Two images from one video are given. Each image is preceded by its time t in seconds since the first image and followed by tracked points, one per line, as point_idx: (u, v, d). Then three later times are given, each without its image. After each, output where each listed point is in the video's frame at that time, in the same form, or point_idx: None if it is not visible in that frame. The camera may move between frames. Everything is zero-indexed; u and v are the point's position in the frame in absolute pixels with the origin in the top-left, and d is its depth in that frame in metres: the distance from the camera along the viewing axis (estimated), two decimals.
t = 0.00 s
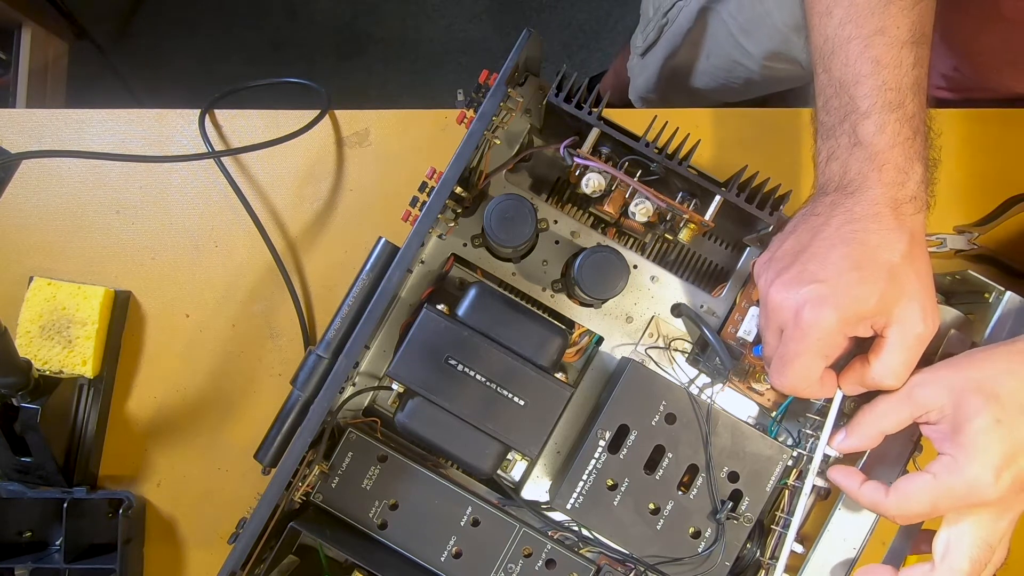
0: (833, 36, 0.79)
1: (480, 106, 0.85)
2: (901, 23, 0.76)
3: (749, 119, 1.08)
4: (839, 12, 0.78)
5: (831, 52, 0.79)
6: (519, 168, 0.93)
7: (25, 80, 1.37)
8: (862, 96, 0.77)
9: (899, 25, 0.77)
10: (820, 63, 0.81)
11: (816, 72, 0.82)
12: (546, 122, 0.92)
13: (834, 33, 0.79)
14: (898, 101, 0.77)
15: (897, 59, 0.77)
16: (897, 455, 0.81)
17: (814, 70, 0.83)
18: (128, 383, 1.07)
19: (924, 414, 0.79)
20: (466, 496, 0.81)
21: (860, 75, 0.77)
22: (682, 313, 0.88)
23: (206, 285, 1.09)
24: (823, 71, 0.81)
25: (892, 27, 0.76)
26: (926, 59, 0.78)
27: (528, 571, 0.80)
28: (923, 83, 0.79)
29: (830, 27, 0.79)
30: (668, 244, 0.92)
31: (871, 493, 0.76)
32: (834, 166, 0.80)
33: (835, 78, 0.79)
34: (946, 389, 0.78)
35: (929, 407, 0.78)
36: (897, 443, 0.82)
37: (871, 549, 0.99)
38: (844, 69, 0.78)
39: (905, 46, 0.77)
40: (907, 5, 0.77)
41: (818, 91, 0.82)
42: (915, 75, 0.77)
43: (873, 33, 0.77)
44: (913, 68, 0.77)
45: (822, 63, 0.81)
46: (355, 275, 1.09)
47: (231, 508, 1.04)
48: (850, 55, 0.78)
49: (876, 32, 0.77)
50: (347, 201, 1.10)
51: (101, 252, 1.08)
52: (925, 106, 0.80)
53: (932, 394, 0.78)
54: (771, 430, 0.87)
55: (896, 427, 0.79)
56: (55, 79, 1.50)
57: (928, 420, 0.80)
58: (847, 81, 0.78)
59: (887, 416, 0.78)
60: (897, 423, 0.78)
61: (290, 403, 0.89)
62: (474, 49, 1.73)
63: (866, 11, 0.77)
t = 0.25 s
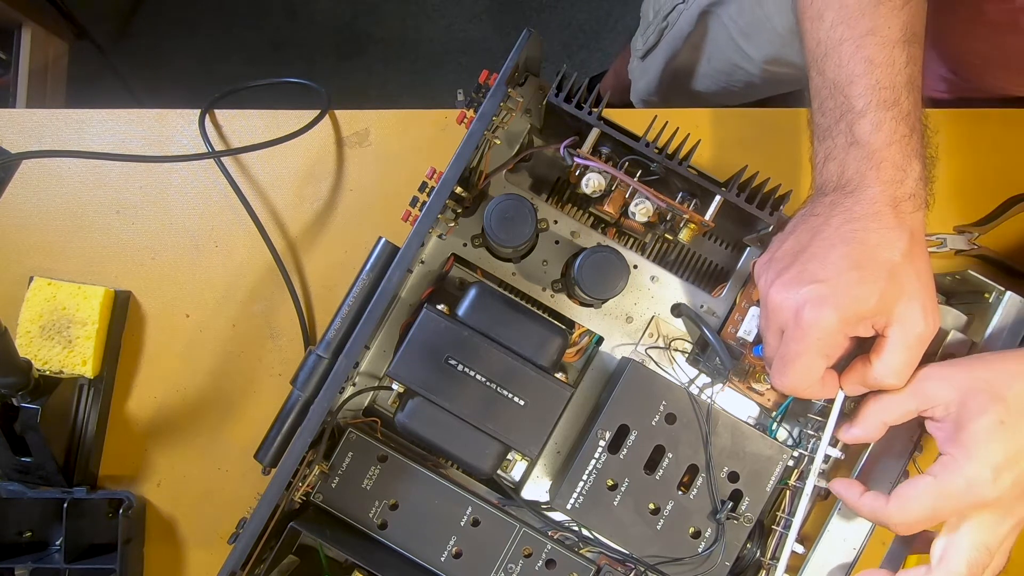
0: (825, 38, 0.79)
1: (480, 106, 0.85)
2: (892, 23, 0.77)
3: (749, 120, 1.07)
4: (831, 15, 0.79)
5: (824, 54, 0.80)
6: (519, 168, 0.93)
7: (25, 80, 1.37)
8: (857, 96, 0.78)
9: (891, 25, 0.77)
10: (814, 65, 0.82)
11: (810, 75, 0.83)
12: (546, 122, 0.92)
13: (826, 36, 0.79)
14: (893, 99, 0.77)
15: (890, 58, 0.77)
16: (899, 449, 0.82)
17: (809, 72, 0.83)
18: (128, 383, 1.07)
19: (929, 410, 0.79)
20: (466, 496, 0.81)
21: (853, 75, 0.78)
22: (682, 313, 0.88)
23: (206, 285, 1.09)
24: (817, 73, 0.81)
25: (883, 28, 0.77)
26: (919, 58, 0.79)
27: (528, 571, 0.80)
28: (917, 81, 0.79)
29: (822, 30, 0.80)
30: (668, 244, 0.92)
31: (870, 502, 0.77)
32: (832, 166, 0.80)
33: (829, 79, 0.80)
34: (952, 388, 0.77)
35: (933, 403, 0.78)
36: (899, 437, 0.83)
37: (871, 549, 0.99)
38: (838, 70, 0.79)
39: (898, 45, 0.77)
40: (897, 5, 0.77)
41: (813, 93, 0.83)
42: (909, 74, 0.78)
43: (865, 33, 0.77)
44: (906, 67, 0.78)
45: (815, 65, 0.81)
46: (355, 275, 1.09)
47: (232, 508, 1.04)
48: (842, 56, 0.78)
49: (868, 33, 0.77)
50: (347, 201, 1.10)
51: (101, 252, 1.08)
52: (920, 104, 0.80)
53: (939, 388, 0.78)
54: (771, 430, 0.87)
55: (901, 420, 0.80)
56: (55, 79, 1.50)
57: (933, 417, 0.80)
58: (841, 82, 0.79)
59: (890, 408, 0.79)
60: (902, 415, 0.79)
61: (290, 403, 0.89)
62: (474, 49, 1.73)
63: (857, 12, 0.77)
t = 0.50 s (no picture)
0: (812, 40, 0.80)
1: (480, 107, 0.85)
2: (879, 22, 0.77)
3: (750, 120, 1.07)
4: (817, 18, 0.79)
5: (812, 55, 0.80)
6: (519, 168, 0.93)
7: (25, 80, 1.37)
8: (846, 94, 0.78)
9: (877, 24, 0.77)
10: (803, 67, 0.82)
11: (800, 76, 0.83)
12: (547, 122, 0.92)
13: (813, 37, 0.80)
14: (883, 96, 0.77)
15: (878, 56, 0.77)
16: (898, 447, 0.82)
17: (799, 74, 0.83)
18: (128, 383, 1.07)
19: (921, 407, 0.80)
20: (466, 496, 0.81)
21: (842, 74, 0.78)
22: (682, 313, 0.88)
23: (206, 285, 1.09)
24: (806, 74, 0.82)
25: (869, 27, 0.77)
26: (907, 55, 0.79)
27: (528, 572, 0.80)
28: (907, 77, 0.79)
29: (809, 33, 0.80)
30: (668, 244, 0.92)
31: (858, 483, 0.78)
32: (825, 164, 0.80)
33: (818, 79, 0.80)
34: (941, 385, 0.78)
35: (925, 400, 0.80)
36: (899, 434, 0.83)
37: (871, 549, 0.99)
38: (826, 70, 0.79)
39: (884, 43, 0.77)
40: (882, 4, 0.78)
41: (804, 94, 0.83)
42: (897, 71, 0.78)
43: (851, 33, 0.77)
44: (895, 63, 0.78)
45: (804, 67, 0.82)
46: (355, 275, 1.09)
47: (232, 508, 1.04)
48: (830, 56, 0.79)
49: (854, 33, 0.77)
50: (347, 201, 1.10)
51: (101, 252, 1.08)
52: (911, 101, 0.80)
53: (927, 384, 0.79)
54: (771, 430, 0.87)
55: (896, 420, 0.81)
56: (55, 79, 1.50)
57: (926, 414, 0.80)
58: (830, 81, 0.79)
59: (882, 409, 0.81)
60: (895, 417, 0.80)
61: (290, 404, 0.89)
62: (474, 49, 1.73)
63: (843, 12, 0.78)
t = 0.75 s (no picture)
0: (801, 43, 0.81)
1: (480, 107, 0.85)
2: (866, 22, 0.78)
3: (749, 119, 1.08)
4: (804, 21, 0.80)
5: (802, 57, 0.81)
6: (519, 168, 0.93)
7: (25, 80, 1.37)
8: (837, 94, 0.78)
9: (863, 23, 0.78)
10: (794, 70, 0.83)
11: (792, 79, 0.84)
12: (547, 122, 0.92)
13: (802, 40, 0.81)
14: (873, 94, 0.77)
15: (866, 55, 0.77)
16: (899, 447, 0.82)
17: (791, 77, 0.84)
18: (128, 383, 1.07)
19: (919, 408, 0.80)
20: (466, 496, 0.81)
21: (831, 74, 0.78)
22: (682, 313, 0.88)
23: (206, 285, 1.09)
24: (797, 77, 0.83)
25: (856, 28, 0.78)
26: (897, 53, 0.79)
27: (528, 572, 0.80)
28: (898, 75, 0.79)
29: (797, 36, 0.81)
30: (668, 244, 0.92)
31: (856, 478, 0.78)
32: (821, 165, 0.81)
33: (809, 81, 0.81)
34: (937, 385, 0.78)
35: (923, 401, 0.79)
36: (899, 434, 0.83)
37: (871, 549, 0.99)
38: (817, 71, 0.80)
39: (872, 42, 0.78)
40: (868, 4, 0.78)
41: (796, 96, 0.84)
42: (887, 68, 0.78)
43: (838, 34, 0.78)
44: (885, 61, 0.78)
45: (795, 69, 0.82)
46: (355, 275, 1.09)
47: (232, 508, 1.04)
48: (820, 57, 0.79)
49: (842, 33, 0.78)
50: (347, 202, 1.10)
51: (101, 252, 1.08)
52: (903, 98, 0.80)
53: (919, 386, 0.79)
54: (771, 430, 0.87)
55: (894, 423, 0.81)
56: (55, 79, 1.50)
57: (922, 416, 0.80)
58: (821, 82, 0.79)
59: (883, 411, 0.80)
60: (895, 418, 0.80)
61: (290, 403, 0.89)
62: (475, 49, 1.73)
63: (829, 14, 0.79)
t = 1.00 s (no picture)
0: (794, 43, 0.81)
1: (480, 106, 0.85)
2: (858, 19, 0.78)
3: (748, 119, 1.07)
4: (796, 23, 0.80)
5: (796, 57, 0.81)
6: (519, 168, 0.93)
7: (25, 80, 1.37)
8: (833, 91, 0.78)
9: (856, 21, 0.78)
10: (788, 70, 0.83)
11: (787, 79, 0.84)
12: (546, 122, 0.92)
13: (795, 41, 0.81)
14: (869, 90, 0.77)
15: (860, 52, 0.77)
16: (899, 447, 0.82)
17: (785, 77, 0.84)
18: (128, 383, 1.07)
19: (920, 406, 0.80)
20: (466, 496, 0.81)
21: (826, 72, 0.78)
22: (682, 313, 0.88)
23: (206, 285, 1.09)
24: (791, 77, 0.82)
25: (848, 26, 0.78)
26: (891, 49, 0.79)
27: (528, 572, 0.80)
28: (892, 70, 0.79)
29: (790, 36, 0.81)
30: (668, 244, 0.92)
31: (855, 477, 0.78)
32: (819, 163, 0.80)
33: (803, 80, 0.81)
34: (937, 382, 0.79)
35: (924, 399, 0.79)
36: (898, 435, 0.82)
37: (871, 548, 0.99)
38: (811, 71, 0.80)
39: (865, 39, 0.78)
40: (859, 2, 0.78)
41: (792, 95, 0.84)
42: (881, 64, 0.78)
43: (831, 33, 0.78)
44: (879, 57, 0.78)
45: (789, 69, 0.82)
46: (355, 275, 1.09)
47: (232, 508, 1.04)
48: (813, 56, 0.79)
49: (834, 32, 0.78)
50: (346, 202, 1.10)
51: (101, 252, 1.08)
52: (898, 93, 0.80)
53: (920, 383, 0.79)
54: (771, 430, 0.87)
55: (894, 421, 0.81)
56: (55, 79, 1.50)
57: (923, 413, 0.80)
58: (815, 81, 0.79)
59: (883, 410, 0.80)
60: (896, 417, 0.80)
61: (290, 403, 0.89)
62: (475, 49, 1.73)
63: (821, 14, 0.79)
